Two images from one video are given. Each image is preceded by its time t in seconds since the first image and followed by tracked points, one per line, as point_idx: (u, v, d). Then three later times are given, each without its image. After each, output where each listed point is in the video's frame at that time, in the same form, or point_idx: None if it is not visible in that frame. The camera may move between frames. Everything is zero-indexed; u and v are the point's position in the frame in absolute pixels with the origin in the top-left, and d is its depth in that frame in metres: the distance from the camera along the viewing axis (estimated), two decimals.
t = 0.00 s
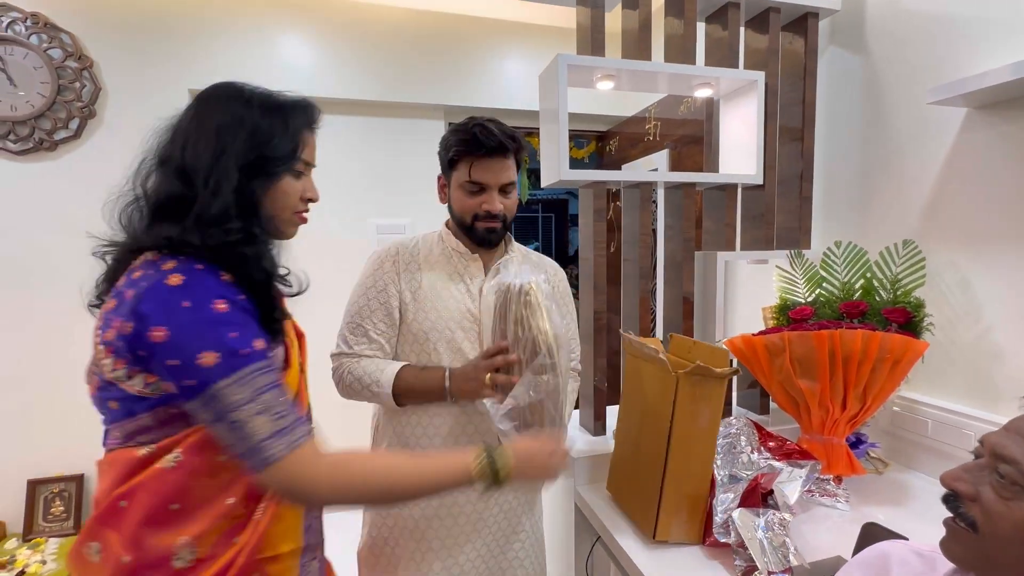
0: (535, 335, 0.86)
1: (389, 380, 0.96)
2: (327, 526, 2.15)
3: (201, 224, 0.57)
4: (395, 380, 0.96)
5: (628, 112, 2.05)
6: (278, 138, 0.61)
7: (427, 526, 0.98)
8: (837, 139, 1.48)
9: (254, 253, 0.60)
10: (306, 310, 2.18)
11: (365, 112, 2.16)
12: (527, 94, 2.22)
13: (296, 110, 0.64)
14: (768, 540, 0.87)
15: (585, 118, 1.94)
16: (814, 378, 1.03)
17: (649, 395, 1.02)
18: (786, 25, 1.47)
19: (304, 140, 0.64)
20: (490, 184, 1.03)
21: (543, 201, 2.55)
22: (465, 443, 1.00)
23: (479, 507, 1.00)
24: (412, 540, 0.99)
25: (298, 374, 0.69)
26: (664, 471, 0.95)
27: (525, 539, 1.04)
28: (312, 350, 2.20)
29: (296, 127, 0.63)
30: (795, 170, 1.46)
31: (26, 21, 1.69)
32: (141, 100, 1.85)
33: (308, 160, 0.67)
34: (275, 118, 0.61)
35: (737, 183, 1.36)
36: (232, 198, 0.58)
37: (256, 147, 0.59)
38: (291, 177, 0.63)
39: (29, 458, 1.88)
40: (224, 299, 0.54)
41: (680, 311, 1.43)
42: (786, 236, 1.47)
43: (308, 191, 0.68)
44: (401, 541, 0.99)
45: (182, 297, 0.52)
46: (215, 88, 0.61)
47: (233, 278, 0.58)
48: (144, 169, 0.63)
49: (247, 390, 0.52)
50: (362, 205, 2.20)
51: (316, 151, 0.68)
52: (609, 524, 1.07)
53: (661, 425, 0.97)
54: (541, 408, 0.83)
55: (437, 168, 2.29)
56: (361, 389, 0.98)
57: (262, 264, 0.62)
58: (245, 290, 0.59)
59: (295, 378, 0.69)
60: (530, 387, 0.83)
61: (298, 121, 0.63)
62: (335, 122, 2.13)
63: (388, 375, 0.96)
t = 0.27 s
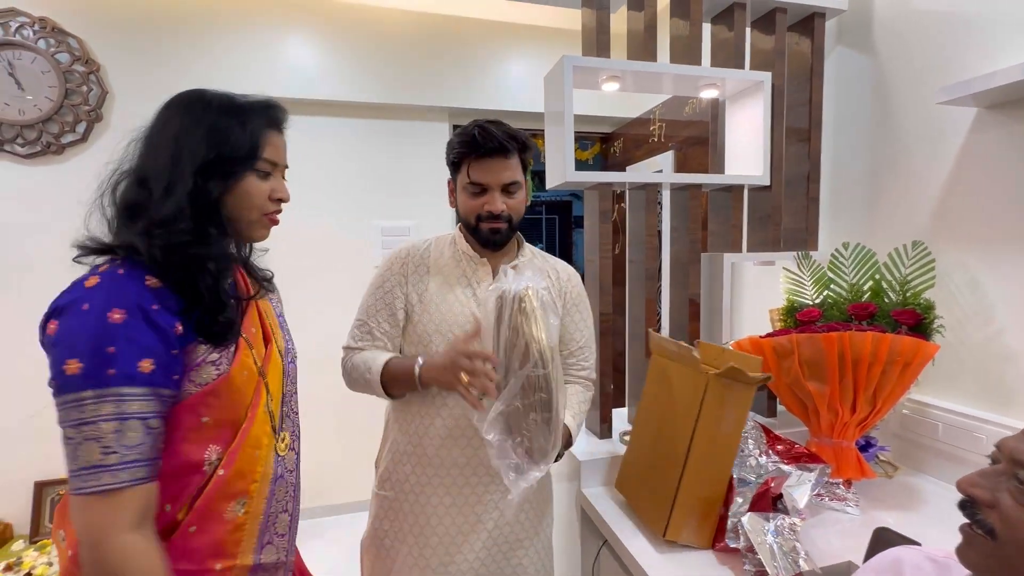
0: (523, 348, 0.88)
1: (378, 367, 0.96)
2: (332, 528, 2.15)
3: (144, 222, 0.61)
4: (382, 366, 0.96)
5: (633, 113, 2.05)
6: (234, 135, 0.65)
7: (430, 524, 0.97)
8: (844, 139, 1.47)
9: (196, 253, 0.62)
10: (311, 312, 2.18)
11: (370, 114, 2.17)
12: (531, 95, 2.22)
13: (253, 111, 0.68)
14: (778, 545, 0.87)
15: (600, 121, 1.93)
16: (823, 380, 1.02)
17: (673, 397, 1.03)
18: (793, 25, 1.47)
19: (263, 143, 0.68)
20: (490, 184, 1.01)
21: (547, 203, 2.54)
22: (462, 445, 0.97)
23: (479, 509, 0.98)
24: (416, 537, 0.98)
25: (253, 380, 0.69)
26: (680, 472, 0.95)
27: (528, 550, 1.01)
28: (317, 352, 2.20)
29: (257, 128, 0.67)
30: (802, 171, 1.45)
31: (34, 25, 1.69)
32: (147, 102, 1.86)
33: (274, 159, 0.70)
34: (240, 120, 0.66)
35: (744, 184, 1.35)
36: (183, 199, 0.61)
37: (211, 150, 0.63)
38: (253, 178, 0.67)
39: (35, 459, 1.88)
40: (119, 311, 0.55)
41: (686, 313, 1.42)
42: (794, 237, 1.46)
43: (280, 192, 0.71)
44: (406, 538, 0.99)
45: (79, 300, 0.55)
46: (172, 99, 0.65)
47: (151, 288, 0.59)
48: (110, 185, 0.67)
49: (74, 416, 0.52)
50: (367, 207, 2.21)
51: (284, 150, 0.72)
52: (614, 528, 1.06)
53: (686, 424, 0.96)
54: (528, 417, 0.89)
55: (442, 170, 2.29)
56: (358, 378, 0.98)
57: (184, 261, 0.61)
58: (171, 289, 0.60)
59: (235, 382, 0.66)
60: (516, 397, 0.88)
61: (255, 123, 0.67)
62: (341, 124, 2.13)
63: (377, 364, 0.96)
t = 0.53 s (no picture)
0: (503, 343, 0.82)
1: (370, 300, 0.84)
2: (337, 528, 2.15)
3: (107, 225, 0.66)
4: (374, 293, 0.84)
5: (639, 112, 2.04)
6: (194, 132, 0.70)
7: (430, 525, 0.95)
8: (852, 138, 1.46)
9: (144, 255, 0.66)
10: (317, 312, 2.19)
11: (376, 114, 2.17)
12: (536, 94, 2.21)
13: (215, 106, 0.72)
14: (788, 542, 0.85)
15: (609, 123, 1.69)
16: (832, 381, 1.01)
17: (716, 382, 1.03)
18: (800, 23, 1.45)
19: (229, 141, 0.72)
20: (469, 181, 0.99)
21: (552, 202, 2.53)
22: (457, 447, 0.95)
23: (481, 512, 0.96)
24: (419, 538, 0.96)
25: (199, 386, 0.71)
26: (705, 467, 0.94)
27: (531, 563, 0.97)
28: (323, 352, 2.20)
29: (223, 125, 0.72)
30: (810, 170, 1.44)
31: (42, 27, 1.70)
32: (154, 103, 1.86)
33: (247, 155, 0.74)
34: (205, 117, 0.71)
35: (752, 183, 1.35)
36: (150, 198, 0.67)
37: (178, 151, 0.68)
38: (224, 175, 0.72)
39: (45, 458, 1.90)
40: (38, 305, 0.58)
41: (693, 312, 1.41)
42: (802, 236, 1.45)
43: (257, 189, 0.76)
44: (411, 538, 0.98)
45: (7, 293, 0.59)
46: (142, 102, 0.71)
47: (86, 287, 0.62)
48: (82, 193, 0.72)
49: None
50: (372, 207, 2.21)
51: (256, 146, 0.76)
52: (622, 529, 1.05)
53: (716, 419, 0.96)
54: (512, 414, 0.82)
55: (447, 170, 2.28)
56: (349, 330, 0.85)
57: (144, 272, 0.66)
58: (118, 289, 0.64)
59: (172, 394, 0.68)
60: (500, 391, 0.82)
61: (219, 120, 0.72)
62: (346, 124, 2.14)
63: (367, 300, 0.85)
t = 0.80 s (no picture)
0: (474, 340, 0.75)
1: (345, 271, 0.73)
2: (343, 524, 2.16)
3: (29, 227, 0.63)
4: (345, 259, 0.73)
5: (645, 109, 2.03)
6: (116, 129, 0.64)
7: (429, 526, 0.85)
8: (860, 133, 1.45)
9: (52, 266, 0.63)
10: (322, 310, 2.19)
11: (380, 112, 2.16)
12: (541, 91, 2.20)
13: (146, 102, 0.66)
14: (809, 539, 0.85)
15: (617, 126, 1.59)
16: (842, 379, 0.99)
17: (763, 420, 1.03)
18: (808, 18, 1.44)
19: (154, 147, 0.65)
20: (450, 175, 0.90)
21: (556, 200, 2.53)
22: (452, 435, 0.85)
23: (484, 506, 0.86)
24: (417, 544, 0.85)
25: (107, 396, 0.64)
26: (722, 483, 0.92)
27: (532, 559, 0.89)
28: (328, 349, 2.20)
29: (154, 128, 0.66)
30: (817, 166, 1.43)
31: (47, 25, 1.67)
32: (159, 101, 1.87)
33: (181, 163, 0.67)
34: (133, 111, 0.65)
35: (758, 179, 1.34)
36: (71, 210, 0.63)
37: (100, 159, 0.63)
38: (151, 184, 0.66)
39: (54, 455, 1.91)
40: None
41: (699, 310, 1.40)
42: (808, 233, 1.44)
43: (191, 199, 0.68)
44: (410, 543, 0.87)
45: None
46: (75, 87, 0.67)
47: None
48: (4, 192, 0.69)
49: None
50: (377, 205, 2.21)
51: (195, 152, 0.69)
52: (628, 527, 1.04)
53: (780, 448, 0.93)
54: (490, 412, 0.75)
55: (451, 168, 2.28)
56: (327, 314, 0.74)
57: (53, 291, 0.63)
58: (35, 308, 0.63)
59: (73, 408, 0.62)
60: (477, 385, 0.75)
61: (149, 118, 0.65)
62: (350, 122, 2.13)
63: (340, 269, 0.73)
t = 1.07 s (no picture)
0: (472, 340, 0.74)
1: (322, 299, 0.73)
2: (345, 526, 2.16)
3: None
4: (324, 288, 0.73)
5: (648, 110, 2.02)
6: (44, 128, 0.63)
7: (419, 536, 0.84)
8: (864, 135, 1.44)
9: None
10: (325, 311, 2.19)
11: (383, 113, 2.17)
12: (543, 92, 2.20)
13: (75, 100, 0.65)
14: (814, 538, 0.87)
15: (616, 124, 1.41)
16: (844, 382, 0.99)
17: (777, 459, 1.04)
18: (811, 18, 1.43)
19: (89, 144, 0.65)
20: (451, 176, 0.90)
21: (559, 201, 2.51)
22: (446, 439, 0.85)
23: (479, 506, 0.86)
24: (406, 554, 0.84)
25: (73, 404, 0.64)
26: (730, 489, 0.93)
27: (527, 561, 0.89)
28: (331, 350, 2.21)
29: (83, 126, 0.64)
30: (821, 167, 1.42)
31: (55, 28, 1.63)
32: (162, 103, 1.87)
33: (120, 162, 0.66)
34: (60, 109, 0.64)
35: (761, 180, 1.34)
36: None
37: (25, 156, 0.62)
38: (87, 182, 0.65)
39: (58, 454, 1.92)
40: None
41: (702, 311, 1.40)
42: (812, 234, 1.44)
43: (137, 199, 0.67)
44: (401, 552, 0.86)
45: None
46: None
47: None
48: None
49: None
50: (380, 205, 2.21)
51: (134, 151, 0.67)
52: (630, 528, 1.04)
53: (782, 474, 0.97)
54: (487, 411, 0.74)
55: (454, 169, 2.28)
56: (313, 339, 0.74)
57: None
58: None
59: (38, 415, 0.62)
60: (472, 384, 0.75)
61: (77, 115, 0.64)
62: (354, 123, 2.14)
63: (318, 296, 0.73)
